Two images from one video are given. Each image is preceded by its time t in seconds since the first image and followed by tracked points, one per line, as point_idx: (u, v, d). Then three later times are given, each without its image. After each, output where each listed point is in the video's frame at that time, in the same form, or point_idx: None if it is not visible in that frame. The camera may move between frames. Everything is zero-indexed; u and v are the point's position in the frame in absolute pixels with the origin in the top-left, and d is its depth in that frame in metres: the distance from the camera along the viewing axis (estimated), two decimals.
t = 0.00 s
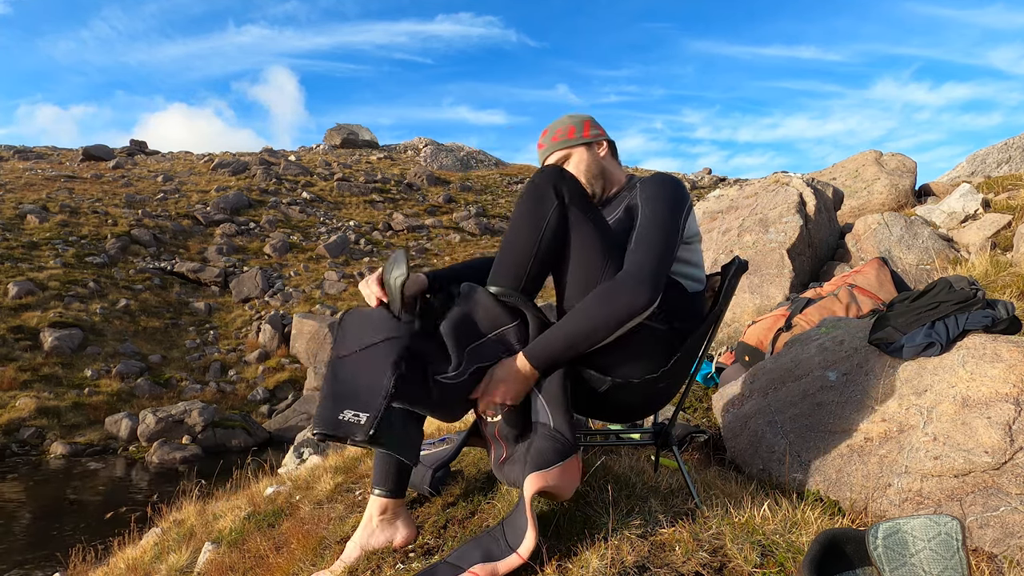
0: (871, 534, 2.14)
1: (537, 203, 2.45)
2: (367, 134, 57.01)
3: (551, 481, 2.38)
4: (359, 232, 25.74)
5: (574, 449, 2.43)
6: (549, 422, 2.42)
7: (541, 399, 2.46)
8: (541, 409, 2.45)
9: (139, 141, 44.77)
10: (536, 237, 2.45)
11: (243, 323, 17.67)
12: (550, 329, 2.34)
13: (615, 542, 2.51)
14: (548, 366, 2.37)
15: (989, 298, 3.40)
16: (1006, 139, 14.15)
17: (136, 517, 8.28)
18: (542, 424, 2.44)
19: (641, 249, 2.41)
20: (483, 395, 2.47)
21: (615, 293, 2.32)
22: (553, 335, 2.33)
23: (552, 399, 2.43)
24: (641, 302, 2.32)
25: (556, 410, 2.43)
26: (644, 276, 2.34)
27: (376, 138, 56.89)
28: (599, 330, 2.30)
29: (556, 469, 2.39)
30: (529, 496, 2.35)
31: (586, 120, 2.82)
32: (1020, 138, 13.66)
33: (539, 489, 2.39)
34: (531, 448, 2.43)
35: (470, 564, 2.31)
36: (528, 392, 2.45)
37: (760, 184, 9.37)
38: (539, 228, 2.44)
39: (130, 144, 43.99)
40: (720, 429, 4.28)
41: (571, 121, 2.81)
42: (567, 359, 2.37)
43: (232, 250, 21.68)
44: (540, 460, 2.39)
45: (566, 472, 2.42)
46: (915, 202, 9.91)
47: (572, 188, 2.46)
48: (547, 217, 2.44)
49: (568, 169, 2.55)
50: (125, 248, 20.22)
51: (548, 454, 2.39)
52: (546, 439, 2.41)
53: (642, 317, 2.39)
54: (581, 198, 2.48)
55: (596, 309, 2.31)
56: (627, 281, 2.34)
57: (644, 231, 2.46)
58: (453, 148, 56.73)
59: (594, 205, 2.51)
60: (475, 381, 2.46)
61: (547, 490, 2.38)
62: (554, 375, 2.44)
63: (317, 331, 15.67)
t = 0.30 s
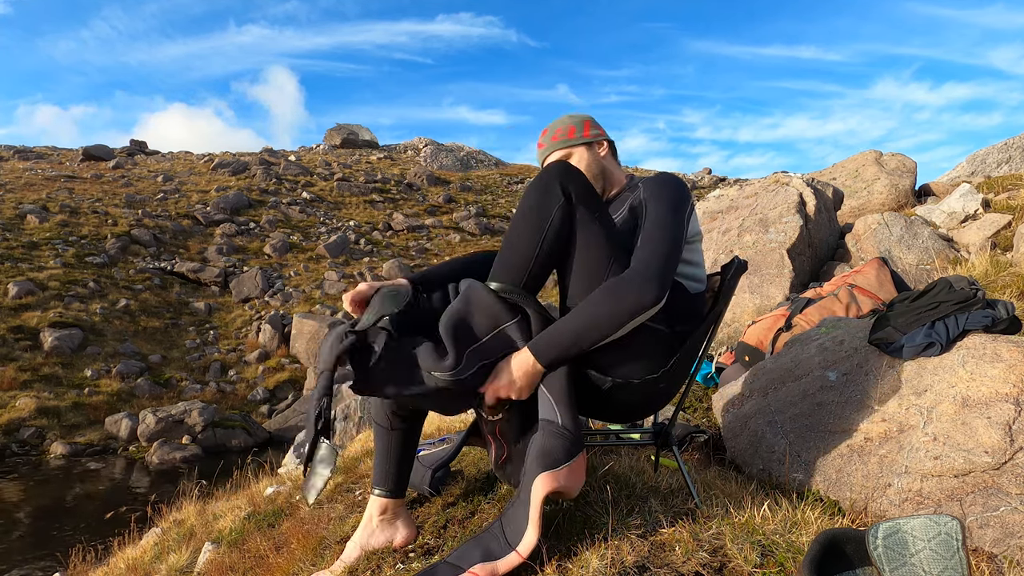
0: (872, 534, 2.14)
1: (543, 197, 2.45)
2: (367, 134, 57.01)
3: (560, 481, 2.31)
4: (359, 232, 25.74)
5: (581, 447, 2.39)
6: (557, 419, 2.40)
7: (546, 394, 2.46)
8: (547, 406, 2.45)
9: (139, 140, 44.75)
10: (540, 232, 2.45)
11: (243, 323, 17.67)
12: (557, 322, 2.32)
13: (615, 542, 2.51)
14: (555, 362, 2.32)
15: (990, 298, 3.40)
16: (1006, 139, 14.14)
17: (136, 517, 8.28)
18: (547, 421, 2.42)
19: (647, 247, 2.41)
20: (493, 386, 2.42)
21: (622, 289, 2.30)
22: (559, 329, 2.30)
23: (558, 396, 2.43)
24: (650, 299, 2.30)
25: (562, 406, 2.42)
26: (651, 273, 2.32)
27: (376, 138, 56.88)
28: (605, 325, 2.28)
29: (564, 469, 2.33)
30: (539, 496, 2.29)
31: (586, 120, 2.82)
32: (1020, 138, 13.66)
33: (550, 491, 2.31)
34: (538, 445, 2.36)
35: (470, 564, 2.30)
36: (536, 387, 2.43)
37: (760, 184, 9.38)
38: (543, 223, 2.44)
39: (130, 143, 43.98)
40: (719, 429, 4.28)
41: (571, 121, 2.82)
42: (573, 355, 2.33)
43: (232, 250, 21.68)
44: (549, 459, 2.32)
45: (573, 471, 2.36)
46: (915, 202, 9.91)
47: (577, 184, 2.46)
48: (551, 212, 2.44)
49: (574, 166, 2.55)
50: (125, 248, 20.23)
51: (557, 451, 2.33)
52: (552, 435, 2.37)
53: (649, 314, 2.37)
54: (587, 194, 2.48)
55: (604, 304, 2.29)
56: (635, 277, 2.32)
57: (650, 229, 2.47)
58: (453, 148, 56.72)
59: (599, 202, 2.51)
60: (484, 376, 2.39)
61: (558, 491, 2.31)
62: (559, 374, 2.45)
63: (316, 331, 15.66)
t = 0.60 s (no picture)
0: (872, 534, 2.14)
1: (540, 198, 2.45)
2: (367, 134, 57.00)
3: (564, 475, 2.28)
4: (359, 232, 25.74)
5: (584, 439, 2.38)
6: (560, 412, 2.39)
7: (548, 386, 2.44)
8: (548, 398, 2.43)
9: (139, 141, 44.77)
10: (536, 231, 2.45)
11: (243, 323, 17.66)
12: (557, 319, 2.31)
13: (615, 542, 2.51)
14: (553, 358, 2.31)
15: (989, 298, 3.41)
16: (1006, 139, 14.15)
17: (136, 517, 8.28)
18: (551, 413, 2.40)
19: (649, 247, 2.41)
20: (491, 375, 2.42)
21: (625, 289, 2.28)
22: (559, 327, 2.29)
23: (560, 389, 2.41)
24: (654, 298, 2.29)
25: (566, 400, 2.41)
26: (656, 273, 2.31)
27: (376, 138, 56.89)
28: (606, 325, 2.27)
29: (568, 462, 2.30)
30: (542, 489, 2.27)
31: (594, 117, 2.81)
32: (1020, 138, 13.67)
33: (554, 485, 2.29)
34: (541, 437, 2.35)
35: (469, 562, 2.29)
36: (537, 378, 2.40)
37: (760, 184, 9.37)
38: (540, 222, 2.44)
39: (130, 143, 43.98)
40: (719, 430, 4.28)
41: (578, 117, 2.81)
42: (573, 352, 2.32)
43: (232, 250, 21.68)
44: (553, 451, 2.30)
45: (577, 464, 2.34)
46: (915, 202, 9.91)
47: (573, 187, 2.46)
48: (548, 213, 2.45)
49: (573, 167, 2.55)
50: (125, 248, 20.23)
51: (560, 444, 2.32)
52: (555, 427, 2.35)
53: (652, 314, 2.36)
54: (585, 196, 2.48)
55: (607, 304, 2.28)
56: (638, 276, 2.31)
57: (651, 230, 2.47)
58: (453, 148, 56.73)
59: (597, 203, 2.51)
60: (484, 368, 2.42)
61: (561, 485, 2.29)
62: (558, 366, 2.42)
63: (316, 331, 15.65)
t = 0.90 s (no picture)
0: (872, 534, 2.14)
1: (535, 198, 2.42)
2: (368, 134, 56.99)
3: (572, 456, 2.21)
4: (359, 232, 25.74)
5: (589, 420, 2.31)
6: (565, 393, 2.32)
7: (558, 371, 2.36)
8: (554, 379, 2.36)
9: (139, 141, 44.78)
10: (527, 233, 2.42)
11: (243, 323, 17.66)
12: (566, 315, 2.32)
13: (615, 542, 2.51)
14: (566, 347, 2.32)
15: (989, 298, 3.41)
16: (1006, 139, 14.15)
17: (136, 517, 8.28)
18: (555, 396, 2.33)
19: (655, 247, 2.41)
20: (503, 360, 2.46)
21: (641, 284, 2.29)
22: (571, 318, 2.31)
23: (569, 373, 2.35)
24: (671, 292, 2.30)
25: (571, 383, 2.35)
26: (670, 268, 2.32)
27: (376, 138, 56.87)
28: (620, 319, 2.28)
29: (575, 443, 2.23)
30: (548, 472, 2.18)
31: (596, 116, 2.81)
32: (1020, 138, 13.67)
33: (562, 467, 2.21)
34: (546, 418, 2.28)
35: (474, 550, 2.27)
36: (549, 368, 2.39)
37: (760, 184, 9.37)
38: (533, 222, 2.41)
39: (130, 144, 43.98)
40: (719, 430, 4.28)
41: (581, 115, 2.81)
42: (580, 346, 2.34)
43: (232, 250, 21.68)
44: (559, 433, 2.23)
45: (584, 445, 2.27)
46: (915, 202, 9.91)
47: (569, 187, 2.42)
48: (542, 214, 2.41)
49: (570, 167, 2.51)
50: (125, 248, 20.23)
51: (566, 425, 2.25)
52: (558, 409, 2.28)
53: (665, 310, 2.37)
54: (582, 197, 2.45)
55: (621, 299, 2.28)
56: (655, 271, 2.32)
57: (657, 228, 2.47)
58: (453, 148, 56.72)
59: (594, 204, 2.47)
60: (495, 354, 2.49)
61: (570, 467, 2.21)
62: (564, 358, 2.36)
63: (316, 331, 15.64)
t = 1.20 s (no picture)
0: (871, 534, 2.14)
1: (535, 196, 2.39)
2: (368, 134, 56.99)
3: (585, 415, 2.24)
4: (359, 232, 25.75)
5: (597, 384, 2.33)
6: (571, 360, 2.33)
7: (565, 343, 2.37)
8: (560, 349, 2.37)
9: (139, 141, 44.77)
10: (525, 229, 2.39)
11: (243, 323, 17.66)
12: (570, 302, 2.31)
13: (615, 542, 2.51)
14: (575, 325, 2.32)
15: (989, 298, 3.42)
16: (1006, 139, 14.15)
17: (136, 517, 8.28)
18: (561, 363, 2.35)
19: (661, 240, 2.40)
20: (509, 335, 2.45)
21: (653, 272, 2.28)
22: (584, 296, 2.30)
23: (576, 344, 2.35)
24: (682, 282, 2.31)
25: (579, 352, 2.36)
26: (681, 257, 2.32)
27: (376, 138, 56.87)
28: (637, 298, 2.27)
29: (585, 403, 2.26)
30: (563, 434, 2.21)
31: (593, 114, 2.82)
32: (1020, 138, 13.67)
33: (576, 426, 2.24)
34: (554, 385, 2.30)
35: (505, 528, 2.26)
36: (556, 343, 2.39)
37: (760, 184, 9.38)
38: (531, 219, 2.38)
39: (130, 144, 44.01)
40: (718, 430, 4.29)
41: (578, 114, 2.82)
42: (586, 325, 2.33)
43: (232, 250, 21.68)
44: (570, 396, 2.26)
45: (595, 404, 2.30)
46: (915, 202, 9.91)
47: (568, 184, 2.41)
48: (541, 212, 2.39)
49: (569, 167, 2.50)
50: (125, 248, 20.24)
51: (574, 388, 2.28)
52: (565, 375, 2.30)
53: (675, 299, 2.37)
54: (581, 195, 2.44)
55: (631, 286, 2.26)
56: (668, 258, 2.32)
57: (662, 222, 2.47)
58: (453, 148, 56.73)
59: (593, 201, 2.46)
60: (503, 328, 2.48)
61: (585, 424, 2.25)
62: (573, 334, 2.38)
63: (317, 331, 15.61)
